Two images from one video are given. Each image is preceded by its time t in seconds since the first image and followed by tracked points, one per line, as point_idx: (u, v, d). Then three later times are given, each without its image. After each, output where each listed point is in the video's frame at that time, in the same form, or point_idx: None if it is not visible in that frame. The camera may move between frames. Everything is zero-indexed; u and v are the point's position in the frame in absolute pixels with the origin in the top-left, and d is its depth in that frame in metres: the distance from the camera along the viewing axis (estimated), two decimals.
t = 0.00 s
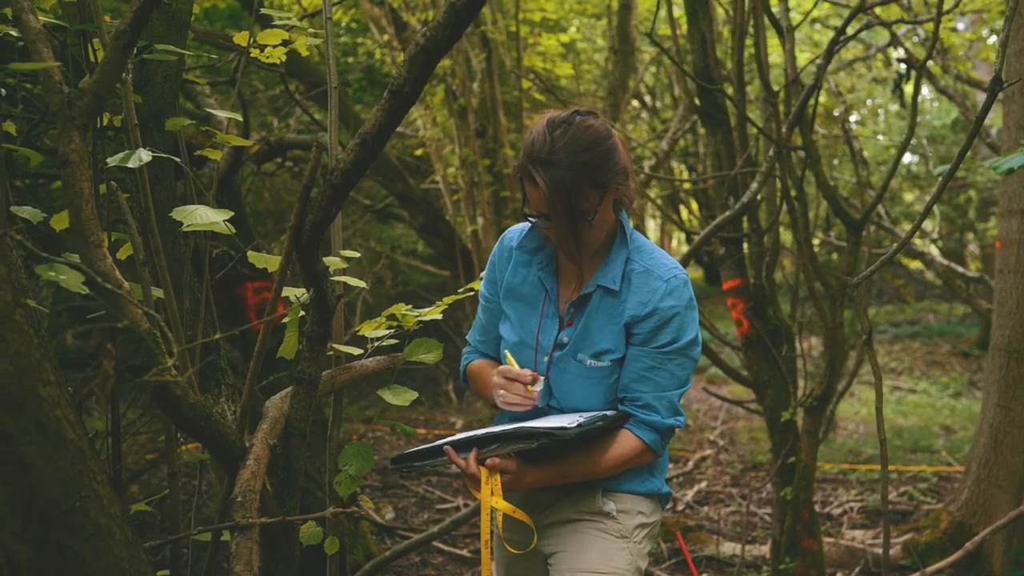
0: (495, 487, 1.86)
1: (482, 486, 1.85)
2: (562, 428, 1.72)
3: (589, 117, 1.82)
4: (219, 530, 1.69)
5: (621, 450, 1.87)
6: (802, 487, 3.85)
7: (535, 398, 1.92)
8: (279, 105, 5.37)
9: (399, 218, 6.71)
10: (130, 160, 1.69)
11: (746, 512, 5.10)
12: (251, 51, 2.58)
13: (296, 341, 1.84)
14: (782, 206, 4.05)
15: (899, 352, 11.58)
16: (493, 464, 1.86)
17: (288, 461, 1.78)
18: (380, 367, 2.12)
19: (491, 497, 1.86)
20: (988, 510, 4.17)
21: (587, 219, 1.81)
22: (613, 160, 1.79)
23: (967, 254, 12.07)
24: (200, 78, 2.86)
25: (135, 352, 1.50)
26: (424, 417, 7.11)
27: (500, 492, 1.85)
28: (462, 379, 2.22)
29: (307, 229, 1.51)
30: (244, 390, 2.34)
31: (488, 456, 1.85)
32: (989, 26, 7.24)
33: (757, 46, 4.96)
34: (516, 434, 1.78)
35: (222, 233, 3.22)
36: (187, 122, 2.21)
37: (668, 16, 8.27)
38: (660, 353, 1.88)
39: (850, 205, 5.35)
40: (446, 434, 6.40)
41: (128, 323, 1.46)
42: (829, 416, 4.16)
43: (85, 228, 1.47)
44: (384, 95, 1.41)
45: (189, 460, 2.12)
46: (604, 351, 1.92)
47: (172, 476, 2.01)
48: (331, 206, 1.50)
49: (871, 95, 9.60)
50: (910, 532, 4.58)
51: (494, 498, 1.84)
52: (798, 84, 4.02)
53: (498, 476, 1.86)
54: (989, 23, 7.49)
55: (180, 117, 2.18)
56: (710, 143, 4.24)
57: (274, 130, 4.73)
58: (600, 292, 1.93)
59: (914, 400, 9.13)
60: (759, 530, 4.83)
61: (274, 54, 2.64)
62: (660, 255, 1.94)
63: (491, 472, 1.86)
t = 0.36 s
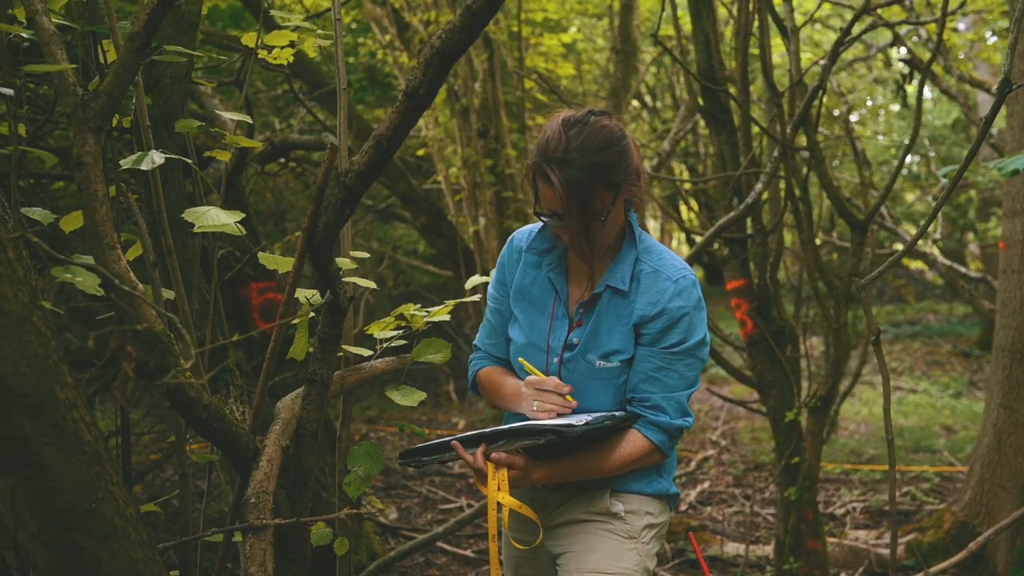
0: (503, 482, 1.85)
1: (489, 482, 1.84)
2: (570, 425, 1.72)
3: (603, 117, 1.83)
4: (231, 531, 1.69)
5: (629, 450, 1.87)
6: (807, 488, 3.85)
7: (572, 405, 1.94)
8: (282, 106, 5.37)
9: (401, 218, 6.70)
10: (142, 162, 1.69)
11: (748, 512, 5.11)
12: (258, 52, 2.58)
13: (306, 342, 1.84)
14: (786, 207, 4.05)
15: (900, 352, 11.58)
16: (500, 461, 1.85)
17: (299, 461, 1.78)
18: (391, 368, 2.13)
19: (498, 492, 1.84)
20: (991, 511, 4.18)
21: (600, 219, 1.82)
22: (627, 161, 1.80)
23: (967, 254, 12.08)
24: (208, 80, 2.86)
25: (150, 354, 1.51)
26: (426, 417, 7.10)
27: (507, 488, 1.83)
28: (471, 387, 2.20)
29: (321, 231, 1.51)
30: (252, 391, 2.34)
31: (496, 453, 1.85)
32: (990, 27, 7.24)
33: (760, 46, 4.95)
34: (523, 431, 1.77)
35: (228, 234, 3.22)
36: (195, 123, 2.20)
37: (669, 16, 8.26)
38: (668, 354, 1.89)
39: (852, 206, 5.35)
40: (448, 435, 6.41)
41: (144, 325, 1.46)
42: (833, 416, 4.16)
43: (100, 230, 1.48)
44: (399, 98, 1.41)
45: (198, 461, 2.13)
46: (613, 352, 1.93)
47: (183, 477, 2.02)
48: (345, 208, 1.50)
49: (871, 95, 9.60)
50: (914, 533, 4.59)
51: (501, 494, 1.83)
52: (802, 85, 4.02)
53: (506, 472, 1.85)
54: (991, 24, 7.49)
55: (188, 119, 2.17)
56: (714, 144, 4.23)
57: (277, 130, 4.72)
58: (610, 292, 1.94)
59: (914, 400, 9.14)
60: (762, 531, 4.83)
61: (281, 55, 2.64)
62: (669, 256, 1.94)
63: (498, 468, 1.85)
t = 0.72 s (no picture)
0: (515, 486, 1.84)
1: (502, 486, 1.83)
2: (583, 428, 1.73)
3: (619, 119, 1.85)
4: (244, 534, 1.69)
5: (639, 451, 1.87)
6: (811, 488, 3.85)
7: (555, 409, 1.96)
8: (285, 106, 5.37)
9: (403, 218, 6.70)
10: (154, 164, 1.68)
11: (751, 512, 5.11)
12: (266, 53, 2.57)
13: (317, 344, 1.84)
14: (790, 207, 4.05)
15: (900, 351, 11.58)
16: (513, 464, 1.85)
17: (310, 463, 1.78)
18: (399, 370, 2.13)
19: (511, 497, 1.83)
20: (995, 511, 4.19)
21: (619, 220, 1.82)
22: (644, 162, 1.82)
23: (968, 254, 12.08)
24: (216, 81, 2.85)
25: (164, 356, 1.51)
26: (428, 417, 7.10)
27: (519, 492, 1.83)
28: (479, 385, 2.22)
29: (334, 233, 1.51)
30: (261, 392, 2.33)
31: (508, 455, 1.85)
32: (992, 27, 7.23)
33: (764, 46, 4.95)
34: (536, 433, 1.77)
35: (233, 235, 3.21)
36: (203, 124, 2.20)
37: (671, 15, 8.25)
38: (676, 356, 1.89)
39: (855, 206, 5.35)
40: (451, 436, 6.41)
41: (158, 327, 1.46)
42: (837, 416, 4.16)
43: (114, 232, 1.48)
44: (413, 100, 1.42)
45: (207, 462, 2.12)
46: (622, 353, 1.93)
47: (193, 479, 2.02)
48: (359, 210, 1.50)
49: (872, 95, 9.59)
50: (917, 533, 4.59)
51: (513, 498, 1.83)
52: (806, 85, 4.01)
53: (518, 475, 1.85)
54: (993, 24, 7.48)
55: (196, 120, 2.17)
56: (718, 144, 4.23)
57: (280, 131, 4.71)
58: (619, 294, 1.94)
59: (915, 400, 9.14)
60: (766, 531, 4.83)
61: (288, 56, 2.63)
62: (677, 258, 1.93)
63: (510, 471, 1.85)
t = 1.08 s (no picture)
0: (528, 491, 1.82)
1: (515, 491, 1.80)
2: (596, 432, 1.73)
3: (630, 120, 1.85)
4: (257, 535, 1.69)
5: (648, 452, 1.87)
6: (815, 488, 3.86)
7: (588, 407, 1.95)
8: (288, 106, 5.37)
9: (405, 218, 6.70)
10: (167, 165, 1.68)
11: (755, 512, 5.11)
12: (274, 54, 2.58)
13: (328, 345, 1.84)
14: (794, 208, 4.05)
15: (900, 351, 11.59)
16: (526, 468, 1.83)
17: (323, 463, 1.78)
18: (410, 370, 2.13)
19: (524, 502, 1.81)
20: (998, 511, 4.20)
21: (630, 221, 1.83)
22: (655, 163, 1.82)
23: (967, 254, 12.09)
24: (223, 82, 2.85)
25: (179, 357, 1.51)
26: (430, 417, 7.09)
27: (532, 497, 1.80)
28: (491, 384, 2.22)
29: (348, 235, 1.51)
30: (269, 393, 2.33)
31: (522, 460, 1.83)
32: (992, 28, 7.24)
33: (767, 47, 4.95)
34: (549, 438, 1.77)
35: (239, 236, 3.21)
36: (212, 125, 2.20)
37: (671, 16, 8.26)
38: (685, 356, 1.89)
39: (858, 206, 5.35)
40: (453, 436, 6.41)
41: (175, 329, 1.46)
42: (841, 416, 4.16)
43: (131, 234, 1.48)
44: (430, 102, 1.43)
45: (217, 463, 2.12)
46: (631, 353, 1.93)
47: (204, 480, 2.02)
48: (373, 212, 1.50)
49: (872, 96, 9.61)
50: (921, 533, 4.60)
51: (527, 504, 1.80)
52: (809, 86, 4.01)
53: (532, 479, 1.82)
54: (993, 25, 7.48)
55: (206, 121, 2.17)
56: (723, 145, 4.23)
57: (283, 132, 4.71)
58: (628, 294, 1.94)
59: (915, 400, 9.15)
60: (770, 531, 4.84)
61: (296, 57, 2.63)
62: (686, 257, 1.94)
63: (524, 475, 1.83)
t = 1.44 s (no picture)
0: (548, 501, 1.84)
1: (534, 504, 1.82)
2: (617, 444, 1.73)
3: (639, 124, 1.85)
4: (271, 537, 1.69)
5: (663, 455, 1.88)
6: (820, 488, 3.86)
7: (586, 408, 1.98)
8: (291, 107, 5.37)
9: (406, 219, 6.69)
10: (182, 167, 1.68)
11: (758, 512, 5.12)
12: (282, 55, 2.57)
13: (341, 347, 1.84)
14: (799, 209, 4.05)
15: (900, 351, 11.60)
16: (546, 479, 1.83)
17: (337, 464, 1.78)
18: (422, 371, 2.14)
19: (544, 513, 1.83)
20: (1002, 510, 4.20)
21: (637, 224, 1.83)
22: (662, 167, 1.82)
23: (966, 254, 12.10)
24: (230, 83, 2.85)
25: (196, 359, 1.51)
26: (431, 417, 7.09)
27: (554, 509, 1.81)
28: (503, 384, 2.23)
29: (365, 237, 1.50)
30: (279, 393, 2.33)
31: (541, 471, 1.83)
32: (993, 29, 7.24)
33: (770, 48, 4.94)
34: (568, 450, 1.77)
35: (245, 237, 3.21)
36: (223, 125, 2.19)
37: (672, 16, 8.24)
38: (698, 358, 1.89)
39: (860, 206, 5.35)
40: (456, 437, 6.40)
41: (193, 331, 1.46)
42: (845, 416, 4.16)
43: (149, 236, 1.49)
44: (449, 104, 1.44)
45: (228, 465, 2.12)
46: (643, 355, 1.94)
47: (217, 481, 2.02)
48: (391, 213, 1.50)
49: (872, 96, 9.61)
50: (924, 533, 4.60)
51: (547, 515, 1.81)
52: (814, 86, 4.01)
53: (552, 490, 1.83)
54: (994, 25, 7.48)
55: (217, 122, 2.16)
56: (727, 145, 4.23)
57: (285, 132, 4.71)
58: (641, 297, 1.94)
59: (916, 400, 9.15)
60: (773, 532, 4.84)
61: (304, 58, 2.63)
62: (698, 260, 1.94)
63: (544, 486, 1.84)
